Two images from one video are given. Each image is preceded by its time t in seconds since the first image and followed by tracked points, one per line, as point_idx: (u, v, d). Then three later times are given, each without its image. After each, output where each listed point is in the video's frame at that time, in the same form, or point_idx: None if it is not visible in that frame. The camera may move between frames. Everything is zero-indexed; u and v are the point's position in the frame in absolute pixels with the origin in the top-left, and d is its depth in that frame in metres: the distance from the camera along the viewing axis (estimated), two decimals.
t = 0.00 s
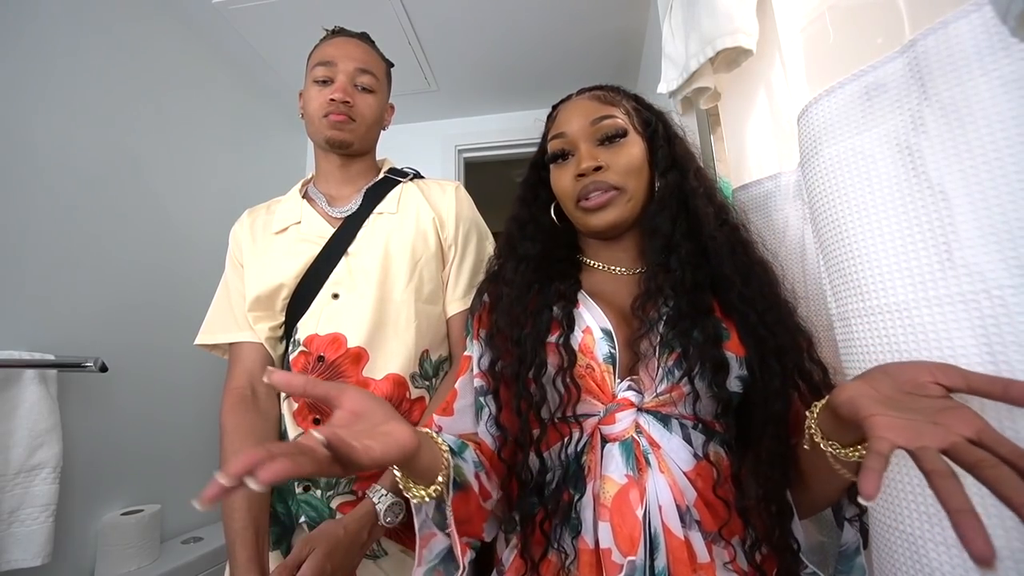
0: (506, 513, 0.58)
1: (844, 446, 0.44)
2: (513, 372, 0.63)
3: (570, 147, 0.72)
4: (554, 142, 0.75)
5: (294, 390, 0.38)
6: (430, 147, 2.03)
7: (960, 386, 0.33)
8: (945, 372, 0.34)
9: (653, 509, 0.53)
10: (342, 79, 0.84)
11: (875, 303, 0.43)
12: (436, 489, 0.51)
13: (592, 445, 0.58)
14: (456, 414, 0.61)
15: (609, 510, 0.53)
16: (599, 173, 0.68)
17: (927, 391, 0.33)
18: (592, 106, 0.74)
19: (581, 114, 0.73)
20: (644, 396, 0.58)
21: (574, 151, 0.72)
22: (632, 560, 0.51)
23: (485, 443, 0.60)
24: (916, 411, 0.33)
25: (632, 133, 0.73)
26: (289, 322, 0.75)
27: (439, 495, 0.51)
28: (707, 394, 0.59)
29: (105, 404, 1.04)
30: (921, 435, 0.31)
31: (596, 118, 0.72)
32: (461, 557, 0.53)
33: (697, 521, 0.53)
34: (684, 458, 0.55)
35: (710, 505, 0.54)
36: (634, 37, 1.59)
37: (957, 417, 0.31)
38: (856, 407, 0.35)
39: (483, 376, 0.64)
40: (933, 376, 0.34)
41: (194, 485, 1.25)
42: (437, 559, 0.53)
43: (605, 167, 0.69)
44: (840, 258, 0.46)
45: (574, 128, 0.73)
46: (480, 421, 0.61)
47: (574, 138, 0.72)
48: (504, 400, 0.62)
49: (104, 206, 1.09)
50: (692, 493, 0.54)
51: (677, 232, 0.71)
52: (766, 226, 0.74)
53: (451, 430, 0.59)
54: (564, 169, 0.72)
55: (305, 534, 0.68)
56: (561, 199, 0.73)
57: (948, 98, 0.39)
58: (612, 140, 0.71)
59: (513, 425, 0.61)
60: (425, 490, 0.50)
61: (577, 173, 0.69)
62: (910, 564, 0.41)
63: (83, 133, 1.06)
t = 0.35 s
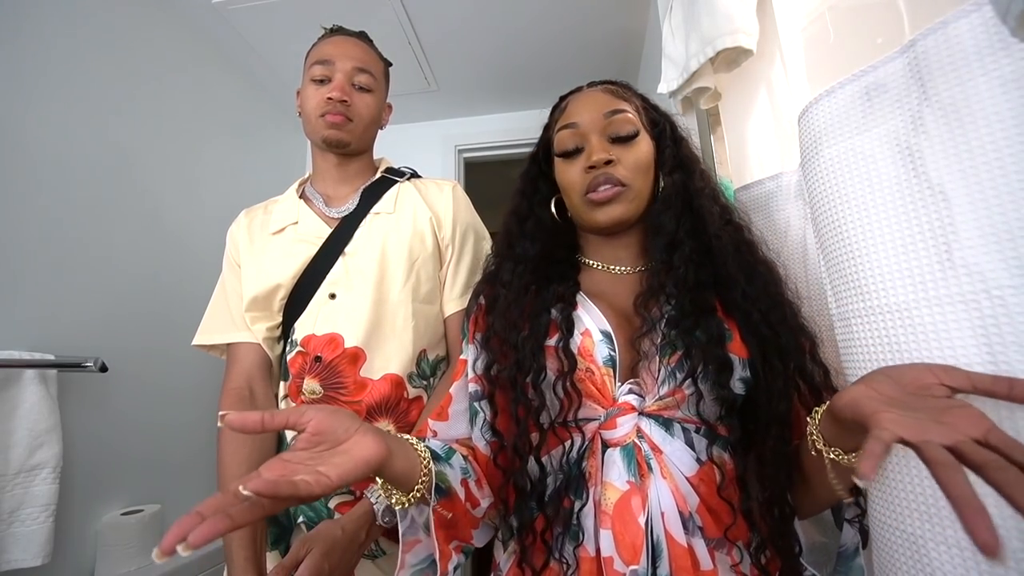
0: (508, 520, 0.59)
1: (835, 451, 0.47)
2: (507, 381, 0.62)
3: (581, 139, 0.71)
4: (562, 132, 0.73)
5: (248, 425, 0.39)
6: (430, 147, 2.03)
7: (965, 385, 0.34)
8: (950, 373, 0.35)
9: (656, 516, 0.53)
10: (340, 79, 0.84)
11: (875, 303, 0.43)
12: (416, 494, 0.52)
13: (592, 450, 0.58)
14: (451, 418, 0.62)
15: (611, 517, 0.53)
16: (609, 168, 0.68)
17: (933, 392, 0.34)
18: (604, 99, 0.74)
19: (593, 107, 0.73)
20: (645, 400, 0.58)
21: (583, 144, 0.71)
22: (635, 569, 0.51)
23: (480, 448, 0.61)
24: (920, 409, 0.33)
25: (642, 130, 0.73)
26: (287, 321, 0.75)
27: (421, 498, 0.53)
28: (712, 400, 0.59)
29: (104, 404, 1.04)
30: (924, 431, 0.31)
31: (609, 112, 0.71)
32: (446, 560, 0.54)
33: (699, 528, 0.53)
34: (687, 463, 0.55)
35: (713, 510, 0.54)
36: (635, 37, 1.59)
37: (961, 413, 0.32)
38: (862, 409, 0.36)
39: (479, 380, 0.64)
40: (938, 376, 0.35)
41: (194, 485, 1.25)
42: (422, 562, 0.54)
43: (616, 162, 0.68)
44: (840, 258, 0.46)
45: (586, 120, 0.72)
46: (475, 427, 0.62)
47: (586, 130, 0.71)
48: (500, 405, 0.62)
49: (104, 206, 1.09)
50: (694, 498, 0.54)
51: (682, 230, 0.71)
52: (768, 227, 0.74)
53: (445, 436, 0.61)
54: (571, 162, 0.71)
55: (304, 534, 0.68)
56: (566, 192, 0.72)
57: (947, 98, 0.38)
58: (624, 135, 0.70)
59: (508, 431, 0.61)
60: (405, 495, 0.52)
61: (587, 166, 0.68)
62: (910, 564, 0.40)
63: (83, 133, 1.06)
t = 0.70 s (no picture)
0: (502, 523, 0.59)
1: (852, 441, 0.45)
2: (501, 384, 0.62)
3: (581, 132, 0.71)
4: (563, 124, 0.73)
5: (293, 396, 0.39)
6: (430, 146, 2.03)
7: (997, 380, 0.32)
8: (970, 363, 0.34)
9: (654, 519, 0.53)
10: (337, 79, 0.84)
11: (879, 303, 0.42)
12: (436, 479, 0.51)
13: (588, 453, 0.58)
14: (452, 422, 0.60)
15: (608, 522, 0.53)
16: (609, 164, 0.68)
17: (957, 382, 0.33)
18: (607, 94, 0.73)
19: (595, 102, 0.73)
20: (642, 402, 0.58)
21: (584, 138, 0.71)
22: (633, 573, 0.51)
23: (479, 448, 0.60)
24: (946, 399, 0.32)
25: (644, 128, 0.73)
26: (287, 323, 0.75)
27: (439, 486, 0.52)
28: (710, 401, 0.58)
29: (104, 404, 1.04)
30: (955, 422, 0.31)
31: (610, 108, 0.71)
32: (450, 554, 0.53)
33: (698, 531, 0.53)
34: (685, 465, 0.55)
35: (712, 514, 0.54)
36: (635, 36, 1.59)
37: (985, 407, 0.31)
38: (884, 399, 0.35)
39: (477, 382, 0.63)
40: (962, 368, 0.34)
41: (195, 485, 1.25)
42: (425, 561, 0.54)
43: (616, 159, 0.68)
44: (844, 259, 0.46)
45: (588, 114, 0.71)
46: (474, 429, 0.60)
47: (586, 124, 0.71)
48: (498, 405, 0.62)
49: (103, 205, 1.09)
50: (693, 501, 0.54)
51: (681, 233, 0.72)
52: (769, 227, 0.74)
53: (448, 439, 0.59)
54: (571, 156, 0.71)
55: (305, 534, 0.68)
56: (563, 187, 0.72)
57: (950, 97, 0.38)
58: (624, 132, 0.71)
59: (505, 433, 0.61)
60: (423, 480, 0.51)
61: (587, 161, 0.68)
62: (916, 564, 0.41)
63: (82, 133, 1.06)
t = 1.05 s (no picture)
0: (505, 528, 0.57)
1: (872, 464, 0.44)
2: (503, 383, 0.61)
3: (576, 138, 0.71)
4: (558, 129, 0.73)
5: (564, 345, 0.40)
6: (430, 146, 2.03)
7: None
8: (984, 393, 0.32)
9: (652, 517, 0.53)
10: (335, 82, 0.84)
11: (883, 303, 0.42)
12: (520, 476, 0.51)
13: (586, 453, 0.57)
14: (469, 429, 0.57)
15: (608, 521, 0.53)
16: (602, 174, 0.68)
17: (972, 415, 0.32)
18: (604, 100, 0.73)
19: (592, 107, 0.72)
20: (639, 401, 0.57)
21: (580, 144, 0.71)
22: (632, 572, 0.51)
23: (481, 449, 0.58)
24: (967, 443, 0.31)
25: (641, 136, 0.73)
26: (288, 323, 0.75)
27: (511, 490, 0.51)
28: (704, 398, 0.58)
29: (105, 404, 1.04)
30: (990, 477, 0.29)
31: (608, 115, 0.71)
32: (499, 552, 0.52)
33: (697, 529, 0.53)
34: (683, 464, 0.55)
35: (710, 513, 0.54)
36: (635, 36, 1.59)
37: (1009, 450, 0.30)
38: (901, 439, 0.33)
39: (484, 384, 0.61)
40: (973, 398, 0.32)
41: (195, 485, 1.25)
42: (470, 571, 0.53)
43: (610, 169, 0.68)
44: (847, 259, 0.46)
45: (584, 120, 0.71)
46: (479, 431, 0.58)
47: (583, 131, 0.71)
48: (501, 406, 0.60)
49: (103, 205, 1.09)
50: (691, 500, 0.54)
51: (673, 240, 0.71)
52: (769, 228, 0.74)
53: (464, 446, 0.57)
54: (566, 162, 0.71)
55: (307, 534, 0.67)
56: (557, 192, 0.72)
57: (954, 96, 0.38)
58: (620, 142, 0.70)
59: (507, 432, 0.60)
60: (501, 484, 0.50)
61: (581, 169, 0.68)
62: (919, 564, 0.40)
63: (83, 133, 1.06)
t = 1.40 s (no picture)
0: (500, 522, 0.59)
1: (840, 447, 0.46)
2: (497, 382, 0.62)
3: (574, 136, 0.71)
4: (557, 125, 0.74)
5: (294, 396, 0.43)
6: (430, 146, 2.03)
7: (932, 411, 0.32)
8: (895, 391, 0.34)
9: (650, 512, 0.53)
10: (337, 82, 0.84)
11: (880, 303, 0.43)
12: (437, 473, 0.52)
13: (586, 450, 0.58)
14: (447, 423, 0.59)
15: (605, 516, 0.53)
16: (596, 172, 0.68)
17: (876, 410, 0.34)
18: (604, 98, 0.74)
19: (591, 105, 0.73)
20: (637, 399, 0.58)
21: (577, 142, 0.71)
22: (631, 565, 0.51)
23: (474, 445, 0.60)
24: (864, 438, 0.34)
25: (640, 136, 0.73)
26: (289, 322, 0.75)
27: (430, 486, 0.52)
28: (701, 398, 0.59)
29: (105, 404, 1.04)
30: (857, 465, 0.32)
31: (605, 113, 0.71)
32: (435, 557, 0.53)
33: (695, 524, 0.54)
34: (681, 461, 0.56)
35: (708, 508, 0.55)
36: (635, 36, 1.60)
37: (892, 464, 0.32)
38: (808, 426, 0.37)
39: (473, 384, 0.62)
40: (881, 394, 0.34)
41: (195, 485, 1.25)
42: (410, 560, 0.53)
43: (603, 166, 0.68)
44: (844, 259, 0.46)
45: (582, 118, 0.72)
46: (469, 428, 0.60)
47: (580, 128, 0.71)
48: (493, 403, 0.62)
49: (103, 205, 1.09)
50: (689, 495, 0.54)
51: (672, 244, 0.72)
52: (766, 228, 0.74)
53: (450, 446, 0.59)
54: (563, 158, 0.71)
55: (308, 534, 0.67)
56: (553, 188, 0.72)
57: (950, 97, 0.39)
58: (616, 140, 0.71)
59: (501, 429, 0.61)
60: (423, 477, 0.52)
61: (575, 166, 0.68)
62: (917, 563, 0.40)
63: (83, 133, 1.06)
